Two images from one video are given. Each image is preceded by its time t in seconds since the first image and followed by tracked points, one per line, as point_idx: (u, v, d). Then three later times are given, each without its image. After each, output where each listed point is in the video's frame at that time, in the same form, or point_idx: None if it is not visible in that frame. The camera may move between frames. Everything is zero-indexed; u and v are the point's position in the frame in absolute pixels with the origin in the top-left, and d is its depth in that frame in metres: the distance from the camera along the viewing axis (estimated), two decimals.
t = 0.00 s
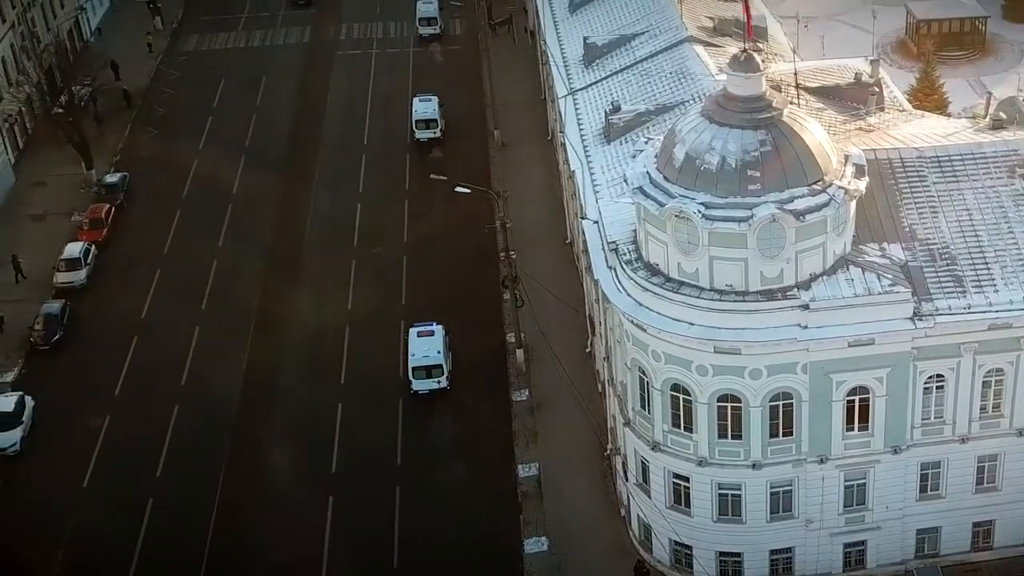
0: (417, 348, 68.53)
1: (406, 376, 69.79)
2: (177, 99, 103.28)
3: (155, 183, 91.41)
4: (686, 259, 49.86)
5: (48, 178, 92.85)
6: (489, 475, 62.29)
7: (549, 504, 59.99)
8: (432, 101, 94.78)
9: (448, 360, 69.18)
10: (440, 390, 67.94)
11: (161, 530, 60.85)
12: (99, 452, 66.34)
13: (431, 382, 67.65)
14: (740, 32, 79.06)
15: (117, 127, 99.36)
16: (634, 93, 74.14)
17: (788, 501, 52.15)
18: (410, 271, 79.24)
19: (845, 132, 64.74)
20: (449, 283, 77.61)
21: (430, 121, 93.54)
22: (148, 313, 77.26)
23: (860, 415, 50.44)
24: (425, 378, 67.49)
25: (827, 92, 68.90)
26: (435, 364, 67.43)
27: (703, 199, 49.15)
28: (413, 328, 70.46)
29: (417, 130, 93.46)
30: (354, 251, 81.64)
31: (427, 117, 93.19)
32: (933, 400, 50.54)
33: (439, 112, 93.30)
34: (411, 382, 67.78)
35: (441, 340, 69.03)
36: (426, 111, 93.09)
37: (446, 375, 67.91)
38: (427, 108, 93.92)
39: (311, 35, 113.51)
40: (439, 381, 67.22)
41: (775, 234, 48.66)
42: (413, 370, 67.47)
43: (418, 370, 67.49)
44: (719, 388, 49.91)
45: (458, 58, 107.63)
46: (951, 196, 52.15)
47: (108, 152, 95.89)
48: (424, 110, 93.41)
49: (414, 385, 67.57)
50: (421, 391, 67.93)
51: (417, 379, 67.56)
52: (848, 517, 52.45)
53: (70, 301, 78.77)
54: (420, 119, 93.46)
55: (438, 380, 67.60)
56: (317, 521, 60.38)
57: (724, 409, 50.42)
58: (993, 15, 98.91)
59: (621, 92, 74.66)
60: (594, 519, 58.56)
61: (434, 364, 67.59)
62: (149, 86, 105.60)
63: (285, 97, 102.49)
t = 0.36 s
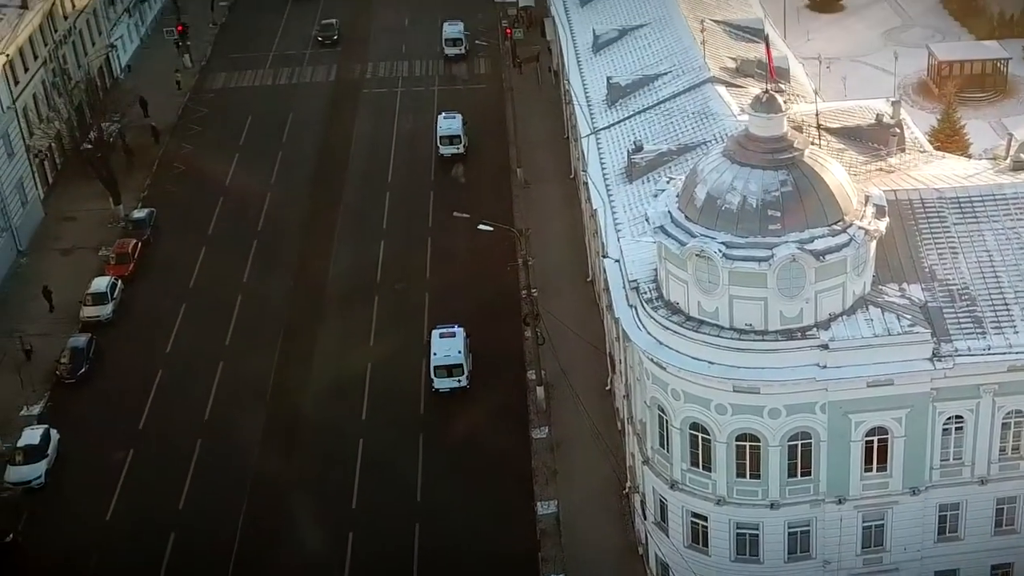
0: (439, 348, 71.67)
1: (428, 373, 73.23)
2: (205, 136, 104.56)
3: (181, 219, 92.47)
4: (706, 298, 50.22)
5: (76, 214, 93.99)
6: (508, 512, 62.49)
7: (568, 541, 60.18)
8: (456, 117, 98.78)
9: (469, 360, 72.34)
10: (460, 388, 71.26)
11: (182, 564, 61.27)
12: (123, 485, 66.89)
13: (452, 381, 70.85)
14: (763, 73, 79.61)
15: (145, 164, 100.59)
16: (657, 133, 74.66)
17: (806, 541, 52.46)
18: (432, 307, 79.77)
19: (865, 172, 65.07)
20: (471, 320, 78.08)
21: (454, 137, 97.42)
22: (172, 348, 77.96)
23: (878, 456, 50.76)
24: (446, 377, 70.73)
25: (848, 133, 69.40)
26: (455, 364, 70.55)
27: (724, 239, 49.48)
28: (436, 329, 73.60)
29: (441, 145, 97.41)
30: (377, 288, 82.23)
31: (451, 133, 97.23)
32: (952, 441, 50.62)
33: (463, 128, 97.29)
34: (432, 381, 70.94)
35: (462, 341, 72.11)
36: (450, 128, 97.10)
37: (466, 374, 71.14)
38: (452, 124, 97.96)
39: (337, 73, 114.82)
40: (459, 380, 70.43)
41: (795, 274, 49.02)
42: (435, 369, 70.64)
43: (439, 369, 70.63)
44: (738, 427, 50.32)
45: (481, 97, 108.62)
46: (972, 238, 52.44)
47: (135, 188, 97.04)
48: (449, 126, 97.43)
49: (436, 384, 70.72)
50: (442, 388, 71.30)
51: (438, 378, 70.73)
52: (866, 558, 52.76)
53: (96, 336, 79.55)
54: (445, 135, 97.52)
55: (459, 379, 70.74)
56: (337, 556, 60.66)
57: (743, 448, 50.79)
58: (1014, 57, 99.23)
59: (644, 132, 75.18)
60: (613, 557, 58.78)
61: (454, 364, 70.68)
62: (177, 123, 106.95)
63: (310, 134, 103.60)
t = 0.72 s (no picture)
0: (462, 351, 75.39)
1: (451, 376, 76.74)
2: (231, 173, 105.79)
3: (207, 254, 93.49)
4: (726, 337, 50.85)
5: (104, 249, 95.21)
6: (527, 549, 62.68)
7: None
8: (481, 136, 103.55)
9: (489, 364, 75.91)
10: (481, 389, 74.66)
11: None
12: (145, 518, 67.42)
13: (473, 382, 74.41)
14: (784, 114, 80.20)
15: (171, 200, 101.83)
16: (679, 172, 75.25)
17: None
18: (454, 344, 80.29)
19: (886, 213, 65.34)
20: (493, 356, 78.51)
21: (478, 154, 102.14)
22: (196, 382, 78.71)
23: (897, 496, 51.52)
24: (468, 378, 74.31)
25: (869, 173, 69.51)
26: (477, 365, 74.22)
27: (744, 278, 50.23)
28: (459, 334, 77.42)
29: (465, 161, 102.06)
30: (399, 324, 82.86)
31: (475, 151, 101.98)
32: (970, 482, 51.41)
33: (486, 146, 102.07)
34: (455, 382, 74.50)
35: (483, 345, 75.80)
36: (474, 145, 101.89)
37: (487, 375, 74.62)
38: (476, 142, 102.70)
39: (362, 111, 116.09)
40: (480, 381, 73.82)
41: (815, 314, 49.70)
42: (457, 370, 74.33)
43: (461, 371, 74.29)
44: (757, 467, 50.98)
45: (505, 135, 109.63)
46: (992, 279, 53.26)
47: (162, 223, 98.24)
48: (473, 144, 102.24)
49: (458, 385, 74.31)
50: (464, 389, 74.78)
51: (460, 379, 74.35)
52: None
53: (121, 370, 80.39)
54: (469, 152, 102.31)
55: (480, 380, 74.31)
56: None
57: (761, 487, 51.46)
58: None
59: (666, 171, 75.78)
60: None
61: (476, 365, 74.34)
62: (204, 159, 108.34)
63: (336, 171, 104.72)
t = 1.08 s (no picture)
0: (479, 356, 79.23)
1: (469, 381, 80.34)
2: (252, 210, 106.74)
3: (227, 291, 94.17)
4: (741, 375, 51.26)
5: (125, 284, 96.09)
6: None
7: None
8: (499, 156, 107.81)
9: (506, 368, 79.71)
10: (497, 393, 78.30)
11: None
12: (161, 554, 67.65)
13: (490, 386, 78.12)
14: (800, 154, 80.61)
15: (192, 236, 102.74)
16: (695, 211, 75.57)
17: None
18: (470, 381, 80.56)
19: (902, 253, 65.42)
20: (509, 394, 78.73)
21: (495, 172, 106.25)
22: (213, 418, 79.18)
23: (911, 536, 52.12)
24: (486, 381, 78.00)
25: (885, 213, 69.56)
26: (493, 369, 78.00)
27: (760, 316, 50.62)
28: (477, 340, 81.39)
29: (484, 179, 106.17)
30: (417, 360, 83.20)
31: (493, 169, 106.13)
32: (985, 523, 52.11)
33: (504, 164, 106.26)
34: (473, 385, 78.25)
35: (500, 351, 79.71)
36: (492, 163, 106.14)
37: (503, 379, 78.36)
38: (494, 161, 106.99)
39: (382, 149, 117.01)
40: (497, 385, 77.36)
41: (830, 352, 50.11)
42: (475, 374, 78.15)
43: (478, 374, 78.07)
44: (770, 506, 51.51)
45: (523, 173, 110.38)
46: (1006, 318, 53.81)
47: (182, 260, 99.10)
48: (491, 162, 106.56)
49: (476, 388, 78.04)
50: (482, 392, 78.41)
51: (478, 382, 78.12)
52: None
53: (140, 405, 80.94)
54: (488, 170, 106.53)
55: (496, 383, 78.04)
56: None
57: (775, 526, 51.99)
58: None
59: (682, 210, 76.11)
60: None
61: (492, 369, 78.14)
62: (225, 196, 109.36)
63: (355, 209, 105.50)
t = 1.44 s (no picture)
0: (501, 361, 82.67)
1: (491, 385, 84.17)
2: (275, 245, 107.79)
3: (249, 326, 94.98)
4: (759, 413, 51.70)
5: (149, 318, 97.16)
6: None
7: None
8: (521, 175, 112.26)
9: (526, 373, 83.28)
10: (517, 397, 82.05)
11: None
12: None
13: (511, 390, 81.79)
14: (820, 193, 81.11)
15: (216, 271, 103.84)
16: (714, 250, 76.03)
17: None
18: (489, 417, 80.93)
19: (919, 291, 65.73)
20: (529, 430, 79.13)
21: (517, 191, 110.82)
22: (234, 452, 79.77)
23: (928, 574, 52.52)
24: (507, 386, 81.75)
25: (903, 252, 69.87)
26: (514, 375, 81.51)
27: (778, 355, 51.07)
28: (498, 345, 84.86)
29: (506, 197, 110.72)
30: (436, 396, 83.71)
31: (515, 188, 110.73)
32: (1003, 561, 52.64)
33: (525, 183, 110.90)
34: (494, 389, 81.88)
35: (520, 356, 83.21)
36: (514, 182, 110.77)
37: (524, 384, 81.98)
38: (516, 180, 111.51)
39: (404, 186, 118.10)
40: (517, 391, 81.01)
41: (848, 391, 50.51)
42: (496, 379, 81.71)
43: (499, 380, 81.59)
44: (787, 544, 51.94)
45: (544, 210, 111.20)
46: None
47: (206, 294, 100.15)
48: (513, 181, 111.10)
49: (497, 393, 81.64)
50: (503, 396, 82.18)
51: (499, 387, 81.74)
52: None
53: (162, 438, 81.65)
54: (510, 189, 111.08)
55: (517, 389, 81.69)
56: None
57: (792, 564, 52.42)
58: None
59: (701, 249, 76.57)
60: None
61: (513, 375, 81.65)
62: (249, 232, 110.54)
63: (377, 244, 106.46)
